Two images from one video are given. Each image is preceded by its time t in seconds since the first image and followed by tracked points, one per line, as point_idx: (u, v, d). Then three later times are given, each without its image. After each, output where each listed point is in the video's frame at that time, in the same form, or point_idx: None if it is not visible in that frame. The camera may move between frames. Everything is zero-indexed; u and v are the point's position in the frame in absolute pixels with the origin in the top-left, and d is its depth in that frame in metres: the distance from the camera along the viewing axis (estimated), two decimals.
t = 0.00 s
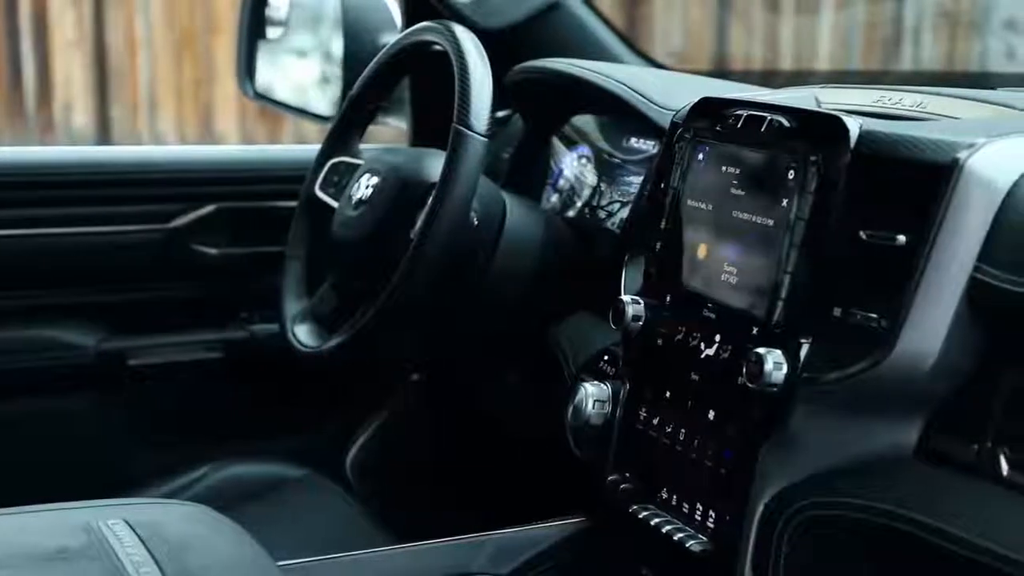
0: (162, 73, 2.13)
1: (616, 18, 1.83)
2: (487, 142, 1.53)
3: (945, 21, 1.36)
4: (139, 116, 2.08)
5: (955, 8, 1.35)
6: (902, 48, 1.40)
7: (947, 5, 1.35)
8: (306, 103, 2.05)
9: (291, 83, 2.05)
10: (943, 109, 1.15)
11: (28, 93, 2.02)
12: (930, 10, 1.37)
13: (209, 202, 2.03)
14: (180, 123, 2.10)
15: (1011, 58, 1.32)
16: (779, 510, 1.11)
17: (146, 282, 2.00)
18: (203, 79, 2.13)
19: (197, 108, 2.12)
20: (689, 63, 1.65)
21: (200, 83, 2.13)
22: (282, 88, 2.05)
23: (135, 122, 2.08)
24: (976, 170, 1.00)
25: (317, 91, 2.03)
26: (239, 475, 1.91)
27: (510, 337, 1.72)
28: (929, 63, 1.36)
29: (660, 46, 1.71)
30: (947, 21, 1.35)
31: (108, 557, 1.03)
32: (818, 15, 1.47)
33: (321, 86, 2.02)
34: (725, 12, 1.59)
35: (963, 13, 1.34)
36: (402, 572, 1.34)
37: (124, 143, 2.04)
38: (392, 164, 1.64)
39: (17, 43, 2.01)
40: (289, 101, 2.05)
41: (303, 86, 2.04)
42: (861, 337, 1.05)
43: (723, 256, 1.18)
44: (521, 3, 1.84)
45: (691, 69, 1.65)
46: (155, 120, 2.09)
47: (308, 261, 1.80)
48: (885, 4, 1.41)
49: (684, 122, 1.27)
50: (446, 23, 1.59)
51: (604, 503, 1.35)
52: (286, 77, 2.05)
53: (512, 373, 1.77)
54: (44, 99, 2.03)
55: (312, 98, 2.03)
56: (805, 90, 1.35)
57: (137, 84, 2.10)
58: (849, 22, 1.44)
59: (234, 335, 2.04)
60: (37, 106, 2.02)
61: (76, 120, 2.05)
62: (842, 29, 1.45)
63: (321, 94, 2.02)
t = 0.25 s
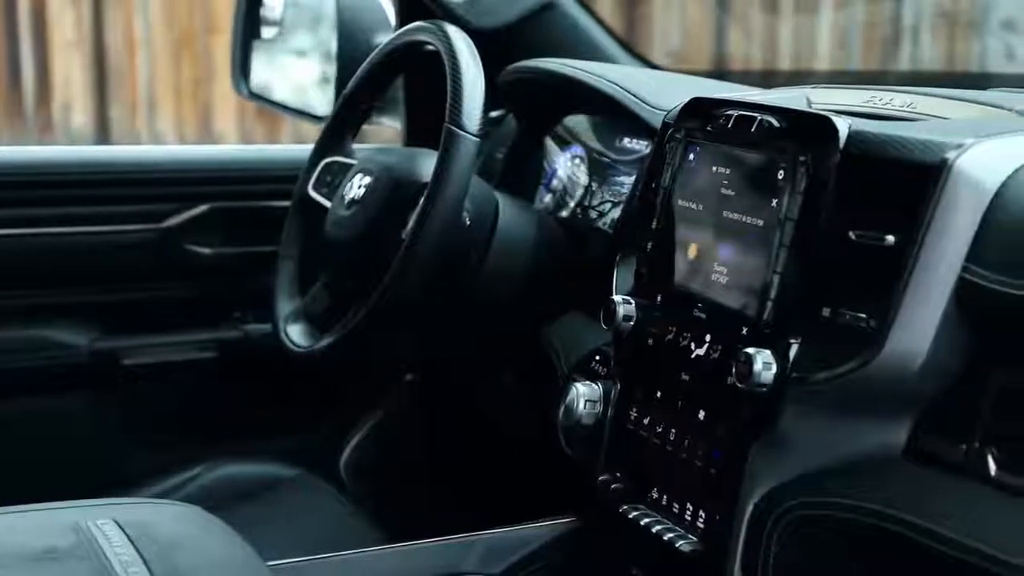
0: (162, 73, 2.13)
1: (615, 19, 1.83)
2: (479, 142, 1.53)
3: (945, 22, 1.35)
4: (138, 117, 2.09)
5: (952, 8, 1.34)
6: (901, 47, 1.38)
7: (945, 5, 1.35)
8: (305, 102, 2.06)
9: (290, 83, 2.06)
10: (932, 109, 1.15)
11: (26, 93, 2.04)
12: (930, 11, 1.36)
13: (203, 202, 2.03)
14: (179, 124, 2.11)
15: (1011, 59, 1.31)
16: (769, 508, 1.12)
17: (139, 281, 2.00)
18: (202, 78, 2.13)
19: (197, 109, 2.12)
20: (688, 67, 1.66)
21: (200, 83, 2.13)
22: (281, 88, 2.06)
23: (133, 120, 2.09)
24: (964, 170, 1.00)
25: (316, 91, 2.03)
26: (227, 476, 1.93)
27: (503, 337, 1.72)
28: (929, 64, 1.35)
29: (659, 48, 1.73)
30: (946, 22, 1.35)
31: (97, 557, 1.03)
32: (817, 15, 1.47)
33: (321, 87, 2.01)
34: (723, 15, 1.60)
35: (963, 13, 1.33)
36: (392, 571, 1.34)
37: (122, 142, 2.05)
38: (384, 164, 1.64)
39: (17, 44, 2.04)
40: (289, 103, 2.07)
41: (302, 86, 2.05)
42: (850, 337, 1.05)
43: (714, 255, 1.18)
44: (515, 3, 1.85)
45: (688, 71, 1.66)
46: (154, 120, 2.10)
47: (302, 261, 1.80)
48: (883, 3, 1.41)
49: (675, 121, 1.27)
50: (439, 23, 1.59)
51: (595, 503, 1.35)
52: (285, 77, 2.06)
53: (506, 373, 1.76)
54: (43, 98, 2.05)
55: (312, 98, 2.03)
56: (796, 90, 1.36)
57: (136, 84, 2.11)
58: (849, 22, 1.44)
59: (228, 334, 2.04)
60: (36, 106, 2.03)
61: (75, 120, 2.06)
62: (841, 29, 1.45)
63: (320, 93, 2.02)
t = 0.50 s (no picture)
0: (161, 73, 2.21)
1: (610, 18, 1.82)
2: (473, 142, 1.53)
3: (944, 22, 1.35)
4: (137, 118, 2.15)
5: (951, 7, 1.34)
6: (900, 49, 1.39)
7: (944, 5, 1.35)
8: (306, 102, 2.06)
9: (288, 82, 2.06)
10: (925, 109, 1.15)
11: (26, 93, 2.10)
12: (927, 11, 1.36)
13: (198, 202, 2.03)
14: (178, 125, 2.15)
15: (1008, 59, 1.31)
16: (762, 510, 1.12)
17: (133, 281, 2.00)
18: (200, 78, 2.18)
19: (194, 109, 2.17)
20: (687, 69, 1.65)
21: (195, 83, 2.18)
22: (281, 88, 2.07)
23: (131, 118, 2.15)
24: (955, 170, 1.00)
25: (316, 91, 2.03)
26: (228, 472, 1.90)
27: (497, 337, 1.73)
28: (928, 64, 1.35)
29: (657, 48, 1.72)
30: (945, 22, 1.35)
31: (88, 556, 1.03)
32: (818, 10, 1.46)
33: (320, 86, 2.02)
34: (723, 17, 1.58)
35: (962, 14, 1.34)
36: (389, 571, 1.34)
37: (122, 140, 2.08)
38: (377, 164, 1.63)
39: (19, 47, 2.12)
40: (289, 103, 2.07)
41: (302, 85, 2.05)
42: (841, 337, 1.06)
43: (706, 256, 1.19)
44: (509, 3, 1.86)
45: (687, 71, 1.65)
46: (152, 120, 2.16)
47: (296, 261, 1.80)
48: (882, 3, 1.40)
49: (668, 121, 1.27)
50: (433, 23, 1.59)
51: (589, 503, 1.35)
52: (285, 76, 2.06)
53: (500, 374, 1.76)
54: (43, 98, 2.11)
55: (311, 97, 2.03)
56: (788, 90, 1.36)
57: (135, 86, 2.19)
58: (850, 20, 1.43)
59: (223, 334, 2.04)
60: (35, 104, 2.10)
61: (75, 119, 2.11)
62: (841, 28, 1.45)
63: (319, 93, 2.02)
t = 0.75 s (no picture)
0: (161, 74, 2.21)
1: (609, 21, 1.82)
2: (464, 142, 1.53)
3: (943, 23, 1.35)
4: (136, 119, 2.15)
5: (950, 7, 1.34)
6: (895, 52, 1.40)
7: (943, 5, 1.35)
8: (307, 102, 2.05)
9: (287, 83, 2.06)
10: (913, 109, 1.15)
11: (25, 93, 2.11)
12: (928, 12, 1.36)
13: (191, 202, 2.03)
14: (177, 126, 2.15)
15: (1007, 60, 1.31)
16: (749, 510, 1.12)
17: (126, 281, 2.00)
18: (200, 79, 2.19)
19: (193, 109, 2.17)
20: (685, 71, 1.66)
21: (195, 83, 2.19)
22: (281, 88, 2.06)
23: (130, 118, 2.15)
24: (942, 170, 1.00)
25: (316, 91, 2.02)
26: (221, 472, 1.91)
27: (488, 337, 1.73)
28: (926, 64, 1.35)
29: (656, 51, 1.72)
30: (945, 23, 1.34)
31: (76, 556, 1.03)
32: (816, 10, 1.46)
33: (319, 88, 2.01)
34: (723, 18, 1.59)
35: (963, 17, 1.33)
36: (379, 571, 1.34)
37: (122, 140, 2.09)
38: (368, 164, 1.63)
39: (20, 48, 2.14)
40: (289, 103, 2.06)
41: (302, 85, 2.04)
42: (828, 337, 1.06)
43: (694, 256, 1.19)
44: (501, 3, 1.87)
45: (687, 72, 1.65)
46: (152, 120, 2.16)
47: (288, 261, 1.81)
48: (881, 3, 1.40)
49: (657, 121, 1.27)
50: (424, 23, 1.59)
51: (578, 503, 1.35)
52: (285, 76, 2.05)
53: (492, 374, 1.76)
54: (42, 98, 2.13)
55: (311, 97, 2.03)
56: (779, 90, 1.36)
57: (134, 86, 2.19)
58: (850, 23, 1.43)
59: (216, 334, 2.03)
60: (34, 105, 2.10)
61: (74, 120, 2.12)
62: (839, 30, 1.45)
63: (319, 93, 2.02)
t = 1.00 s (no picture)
0: (161, 75, 2.18)
1: (606, 23, 1.83)
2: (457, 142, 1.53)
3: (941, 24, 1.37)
4: (135, 120, 2.14)
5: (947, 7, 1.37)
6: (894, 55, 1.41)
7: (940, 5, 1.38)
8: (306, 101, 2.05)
9: (286, 83, 2.06)
10: (904, 109, 1.16)
11: (24, 92, 2.10)
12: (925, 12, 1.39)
13: (186, 202, 2.03)
14: (177, 126, 2.16)
15: (1005, 59, 1.34)
16: (740, 509, 1.12)
17: (120, 281, 2.00)
18: (197, 79, 2.17)
19: (193, 109, 2.18)
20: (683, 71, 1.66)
21: (193, 83, 2.17)
22: (281, 88, 2.07)
23: (130, 118, 2.14)
24: (933, 170, 1.00)
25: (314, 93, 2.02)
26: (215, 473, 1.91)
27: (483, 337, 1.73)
28: (926, 64, 1.37)
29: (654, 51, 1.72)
30: (942, 23, 1.37)
31: (67, 557, 1.03)
32: (816, 10, 1.49)
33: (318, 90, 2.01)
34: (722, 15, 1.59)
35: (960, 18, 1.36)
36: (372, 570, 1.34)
37: (121, 140, 2.10)
38: (362, 164, 1.63)
39: (18, 49, 2.12)
40: (289, 103, 2.07)
41: (301, 85, 2.04)
42: (820, 337, 1.06)
43: (687, 255, 1.19)
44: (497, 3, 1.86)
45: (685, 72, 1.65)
46: (151, 121, 2.16)
47: (282, 261, 1.81)
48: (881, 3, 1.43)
49: (650, 121, 1.27)
50: (419, 24, 1.59)
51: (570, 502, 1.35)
52: (285, 76, 2.06)
53: (486, 374, 1.76)
54: (41, 99, 2.11)
55: (309, 98, 2.03)
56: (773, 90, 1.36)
57: (134, 86, 2.18)
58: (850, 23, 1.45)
59: (211, 334, 2.03)
60: (34, 108, 2.09)
61: (73, 121, 2.11)
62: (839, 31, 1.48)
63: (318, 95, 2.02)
